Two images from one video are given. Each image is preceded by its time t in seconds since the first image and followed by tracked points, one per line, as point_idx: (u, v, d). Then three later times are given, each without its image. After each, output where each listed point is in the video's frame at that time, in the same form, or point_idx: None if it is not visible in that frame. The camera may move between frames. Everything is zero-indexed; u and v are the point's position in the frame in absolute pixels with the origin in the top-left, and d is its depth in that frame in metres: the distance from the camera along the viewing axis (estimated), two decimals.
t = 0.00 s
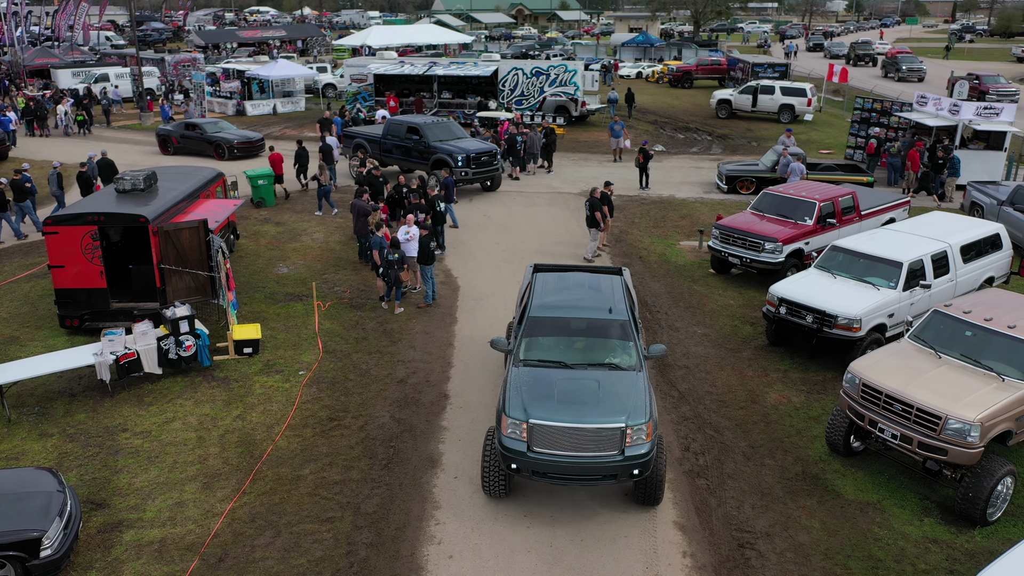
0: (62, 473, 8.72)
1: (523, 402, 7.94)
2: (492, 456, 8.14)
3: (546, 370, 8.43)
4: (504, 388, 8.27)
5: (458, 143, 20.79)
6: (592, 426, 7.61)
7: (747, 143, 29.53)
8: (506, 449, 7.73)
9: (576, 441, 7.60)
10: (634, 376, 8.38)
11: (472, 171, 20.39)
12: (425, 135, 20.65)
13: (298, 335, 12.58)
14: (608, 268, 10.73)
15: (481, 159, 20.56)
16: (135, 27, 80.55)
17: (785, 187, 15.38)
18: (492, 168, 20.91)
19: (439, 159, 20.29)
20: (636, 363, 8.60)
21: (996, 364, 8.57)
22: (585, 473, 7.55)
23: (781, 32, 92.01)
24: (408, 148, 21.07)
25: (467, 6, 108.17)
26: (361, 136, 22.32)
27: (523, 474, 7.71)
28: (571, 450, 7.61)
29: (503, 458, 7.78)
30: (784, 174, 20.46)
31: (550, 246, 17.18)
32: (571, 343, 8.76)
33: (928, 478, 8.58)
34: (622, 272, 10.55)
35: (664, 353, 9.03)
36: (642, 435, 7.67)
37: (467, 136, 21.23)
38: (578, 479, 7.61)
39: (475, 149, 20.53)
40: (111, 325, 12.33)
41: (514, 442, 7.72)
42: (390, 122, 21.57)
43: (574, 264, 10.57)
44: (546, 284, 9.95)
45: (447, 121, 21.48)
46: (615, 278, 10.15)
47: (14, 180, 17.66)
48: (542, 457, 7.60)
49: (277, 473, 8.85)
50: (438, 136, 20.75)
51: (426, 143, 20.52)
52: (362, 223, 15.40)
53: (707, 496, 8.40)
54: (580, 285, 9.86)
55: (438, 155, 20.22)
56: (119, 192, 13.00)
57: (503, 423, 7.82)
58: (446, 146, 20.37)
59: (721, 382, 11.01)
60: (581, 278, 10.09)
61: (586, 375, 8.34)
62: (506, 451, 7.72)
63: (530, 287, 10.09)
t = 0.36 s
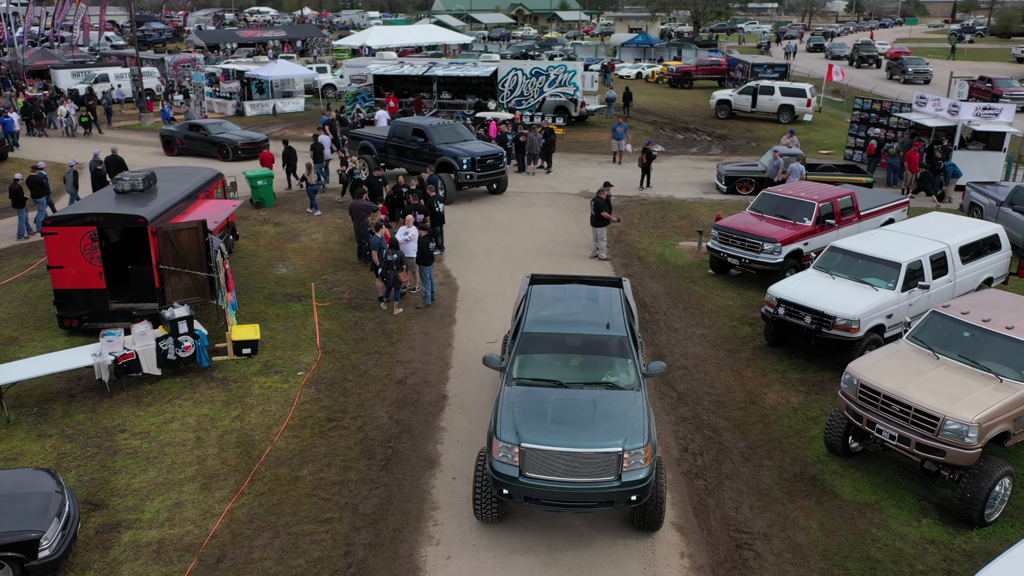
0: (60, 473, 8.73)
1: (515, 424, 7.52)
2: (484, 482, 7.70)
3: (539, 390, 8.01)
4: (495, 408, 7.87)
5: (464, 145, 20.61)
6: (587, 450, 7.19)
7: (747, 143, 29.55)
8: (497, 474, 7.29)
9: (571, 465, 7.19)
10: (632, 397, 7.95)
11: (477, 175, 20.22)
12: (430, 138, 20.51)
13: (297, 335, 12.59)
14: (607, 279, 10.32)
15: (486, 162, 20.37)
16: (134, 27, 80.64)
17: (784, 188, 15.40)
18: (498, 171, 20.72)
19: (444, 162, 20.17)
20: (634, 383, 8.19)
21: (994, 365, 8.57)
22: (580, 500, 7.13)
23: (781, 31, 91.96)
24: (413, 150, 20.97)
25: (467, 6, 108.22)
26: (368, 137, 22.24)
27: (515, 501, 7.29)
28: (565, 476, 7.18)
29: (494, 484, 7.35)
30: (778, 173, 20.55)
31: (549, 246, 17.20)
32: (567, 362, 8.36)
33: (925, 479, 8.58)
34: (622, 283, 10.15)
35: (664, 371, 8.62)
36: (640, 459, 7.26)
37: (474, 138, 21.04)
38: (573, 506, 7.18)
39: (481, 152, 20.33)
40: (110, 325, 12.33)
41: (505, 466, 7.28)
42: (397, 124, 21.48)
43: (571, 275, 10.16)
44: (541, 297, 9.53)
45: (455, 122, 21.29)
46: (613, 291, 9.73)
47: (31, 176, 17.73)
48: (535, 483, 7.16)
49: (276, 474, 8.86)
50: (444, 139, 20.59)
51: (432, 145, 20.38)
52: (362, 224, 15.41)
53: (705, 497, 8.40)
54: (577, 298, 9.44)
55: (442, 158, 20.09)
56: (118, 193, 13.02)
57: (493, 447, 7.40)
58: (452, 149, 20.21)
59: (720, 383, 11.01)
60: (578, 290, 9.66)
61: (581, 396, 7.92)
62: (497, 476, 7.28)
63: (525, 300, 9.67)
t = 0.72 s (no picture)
0: (59, 473, 8.73)
1: (507, 452, 7.11)
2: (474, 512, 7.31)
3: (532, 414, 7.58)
4: (487, 434, 7.45)
5: (470, 147, 20.30)
6: (583, 481, 6.79)
7: (746, 144, 29.56)
8: (487, 504, 6.87)
9: (565, 496, 6.78)
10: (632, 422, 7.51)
11: (483, 178, 19.90)
12: (435, 141, 20.21)
13: (296, 336, 12.60)
14: (607, 291, 9.90)
15: (492, 166, 20.02)
16: (134, 27, 80.75)
17: (783, 188, 15.40)
18: (504, 175, 20.40)
19: (450, 165, 19.90)
20: (634, 406, 7.75)
21: (992, 365, 8.57)
22: (575, 533, 6.70)
23: (780, 31, 91.92)
24: (418, 153, 20.71)
25: (467, 6, 108.54)
26: (374, 140, 22.03)
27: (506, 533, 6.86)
28: (558, 508, 6.77)
29: (484, 515, 6.92)
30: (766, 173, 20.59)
31: (548, 246, 17.22)
32: (562, 383, 7.94)
33: (923, 479, 8.59)
34: (621, 296, 9.77)
35: (665, 392, 8.19)
36: (639, 490, 6.84)
37: (481, 141, 20.74)
38: (568, 539, 6.75)
39: (487, 154, 20.00)
40: (109, 325, 12.33)
41: (495, 497, 6.87)
42: (403, 126, 21.23)
43: (568, 287, 9.76)
44: (537, 312, 9.10)
45: (462, 125, 20.99)
46: (612, 305, 9.30)
47: (47, 173, 18.11)
48: (527, 515, 6.75)
49: (274, 474, 8.86)
50: (450, 141, 20.30)
51: (437, 148, 20.11)
52: (361, 224, 15.40)
53: (703, 497, 8.41)
54: (574, 313, 9.03)
55: (447, 160, 19.81)
56: (117, 193, 13.03)
57: (483, 476, 6.98)
58: (457, 151, 19.92)
59: (718, 383, 11.02)
60: (575, 304, 9.23)
61: (577, 421, 7.49)
62: (487, 507, 6.85)
63: (520, 315, 9.25)
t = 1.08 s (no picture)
0: (58, 474, 8.73)
1: (499, 481, 6.70)
2: (464, 544, 6.68)
3: (527, 440, 7.15)
4: (478, 461, 7.02)
5: (477, 150, 19.91)
6: (579, 514, 6.39)
7: (746, 144, 29.55)
8: (477, 538, 6.44)
9: (561, 530, 6.38)
10: (632, 449, 7.09)
11: (489, 181, 19.50)
12: (442, 143, 19.81)
13: (296, 336, 12.60)
14: (607, 304, 9.49)
15: (499, 169, 19.61)
16: (134, 27, 80.83)
17: (783, 189, 15.38)
18: (512, 178, 20.00)
19: (456, 168, 19.54)
20: (634, 431, 7.33)
21: (991, 366, 8.57)
22: (571, 570, 6.29)
23: (780, 31, 91.87)
24: (423, 155, 20.36)
25: (467, 6, 108.65)
26: (382, 143, 21.75)
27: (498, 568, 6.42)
28: (553, 543, 6.37)
29: (475, 549, 6.48)
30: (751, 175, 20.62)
31: (547, 246, 17.22)
32: (558, 406, 7.50)
33: (923, 480, 8.58)
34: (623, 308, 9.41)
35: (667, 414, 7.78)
36: (640, 522, 6.43)
37: (488, 143, 20.34)
38: None
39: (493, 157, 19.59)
40: (108, 325, 12.32)
41: (486, 530, 6.43)
42: (410, 128, 20.90)
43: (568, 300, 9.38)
44: (533, 328, 8.69)
45: (469, 127, 20.61)
46: (612, 320, 8.89)
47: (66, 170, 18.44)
48: (520, 550, 6.33)
49: (273, 474, 8.86)
50: (456, 144, 19.93)
51: (443, 150, 19.75)
52: (361, 224, 15.38)
53: (702, 498, 8.41)
54: (572, 328, 8.62)
55: (453, 163, 19.46)
56: (116, 193, 13.04)
57: (473, 507, 6.55)
58: (463, 154, 19.55)
59: (717, 384, 11.02)
60: (573, 319, 8.81)
61: (574, 448, 7.06)
62: (477, 541, 6.42)
63: (515, 330, 8.82)
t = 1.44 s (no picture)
0: (58, 476, 8.70)
1: (494, 516, 6.31)
2: None
3: (525, 470, 6.76)
4: (472, 493, 6.64)
5: (486, 155, 19.53)
6: (581, 553, 6.00)
7: (746, 145, 29.53)
8: None
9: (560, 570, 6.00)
10: (636, 480, 6.71)
11: (497, 187, 19.10)
12: (450, 147, 19.46)
13: (296, 338, 12.57)
14: (609, 318, 9.23)
15: (507, 174, 19.17)
16: (134, 28, 80.88)
17: (785, 190, 15.35)
18: (521, 184, 19.54)
19: (464, 173, 19.18)
20: (638, 460, 6.95)
21: (994, 368, 8.54)
22: None
23: (780, 32, 91.86)
24: (431, 159, 20.04)
25: (467, 6, 108.72)
26: (391, 145, 21.45)
27: None
28: None
29: None
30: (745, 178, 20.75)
31: (548, 247, 17.21)
32: (558, 434, 7.13)
33: (926, 482, 8.55)
34: (626, 323, 9.18)
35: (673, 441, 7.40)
36: (645, 562, 6.05)
37: (498, 147, 19.95)
38: None
39: (502, 162, 19.18)
40: (108, 327, 12.30)
41: (481, 569, 6.07)
42: (420, 131, 20.58)
43: (569, 314, 9.21)
44: (531, 347, 8.32)
45: (480, 131, 20.24)
46: (615, 339, 8.52)
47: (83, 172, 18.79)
48: None
49: (274, 477, 8.83)
50: (465, 148, 19.58)
51: (451, 154, 19.42)
52: (362, 225, 15.35)
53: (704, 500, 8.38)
54: (572, 348, 8.26)
55: (461, 168, 19.10)
56: (117, 195, 13.03)
57: (467, 544, 6.18)
58: (472, 158, 19.19)
59: (720, 386, 10.98)
60: (574, 338, 8.46)
61: (575, 479, 6.67)
62: None
63: (513, 349, 8.47)
